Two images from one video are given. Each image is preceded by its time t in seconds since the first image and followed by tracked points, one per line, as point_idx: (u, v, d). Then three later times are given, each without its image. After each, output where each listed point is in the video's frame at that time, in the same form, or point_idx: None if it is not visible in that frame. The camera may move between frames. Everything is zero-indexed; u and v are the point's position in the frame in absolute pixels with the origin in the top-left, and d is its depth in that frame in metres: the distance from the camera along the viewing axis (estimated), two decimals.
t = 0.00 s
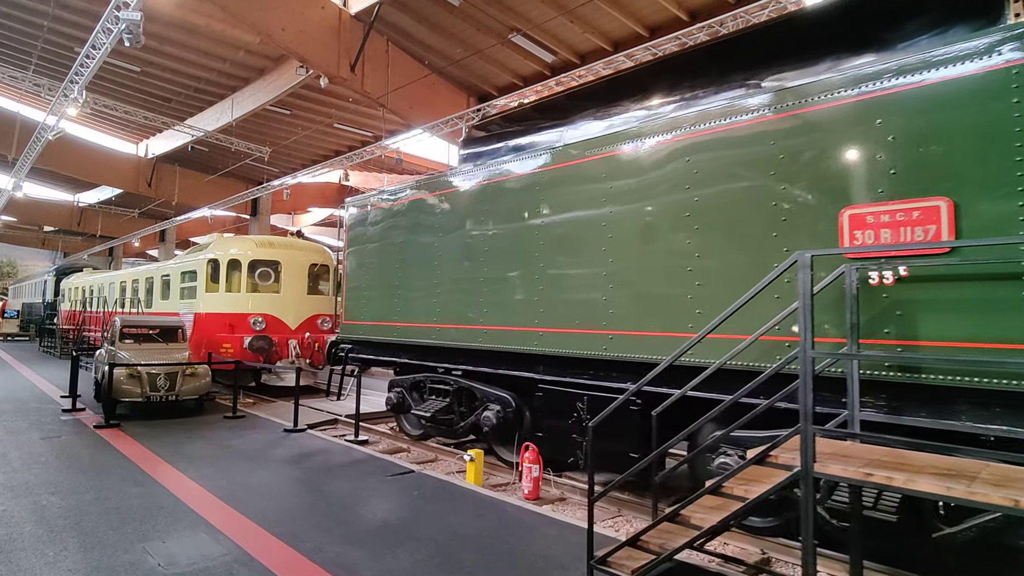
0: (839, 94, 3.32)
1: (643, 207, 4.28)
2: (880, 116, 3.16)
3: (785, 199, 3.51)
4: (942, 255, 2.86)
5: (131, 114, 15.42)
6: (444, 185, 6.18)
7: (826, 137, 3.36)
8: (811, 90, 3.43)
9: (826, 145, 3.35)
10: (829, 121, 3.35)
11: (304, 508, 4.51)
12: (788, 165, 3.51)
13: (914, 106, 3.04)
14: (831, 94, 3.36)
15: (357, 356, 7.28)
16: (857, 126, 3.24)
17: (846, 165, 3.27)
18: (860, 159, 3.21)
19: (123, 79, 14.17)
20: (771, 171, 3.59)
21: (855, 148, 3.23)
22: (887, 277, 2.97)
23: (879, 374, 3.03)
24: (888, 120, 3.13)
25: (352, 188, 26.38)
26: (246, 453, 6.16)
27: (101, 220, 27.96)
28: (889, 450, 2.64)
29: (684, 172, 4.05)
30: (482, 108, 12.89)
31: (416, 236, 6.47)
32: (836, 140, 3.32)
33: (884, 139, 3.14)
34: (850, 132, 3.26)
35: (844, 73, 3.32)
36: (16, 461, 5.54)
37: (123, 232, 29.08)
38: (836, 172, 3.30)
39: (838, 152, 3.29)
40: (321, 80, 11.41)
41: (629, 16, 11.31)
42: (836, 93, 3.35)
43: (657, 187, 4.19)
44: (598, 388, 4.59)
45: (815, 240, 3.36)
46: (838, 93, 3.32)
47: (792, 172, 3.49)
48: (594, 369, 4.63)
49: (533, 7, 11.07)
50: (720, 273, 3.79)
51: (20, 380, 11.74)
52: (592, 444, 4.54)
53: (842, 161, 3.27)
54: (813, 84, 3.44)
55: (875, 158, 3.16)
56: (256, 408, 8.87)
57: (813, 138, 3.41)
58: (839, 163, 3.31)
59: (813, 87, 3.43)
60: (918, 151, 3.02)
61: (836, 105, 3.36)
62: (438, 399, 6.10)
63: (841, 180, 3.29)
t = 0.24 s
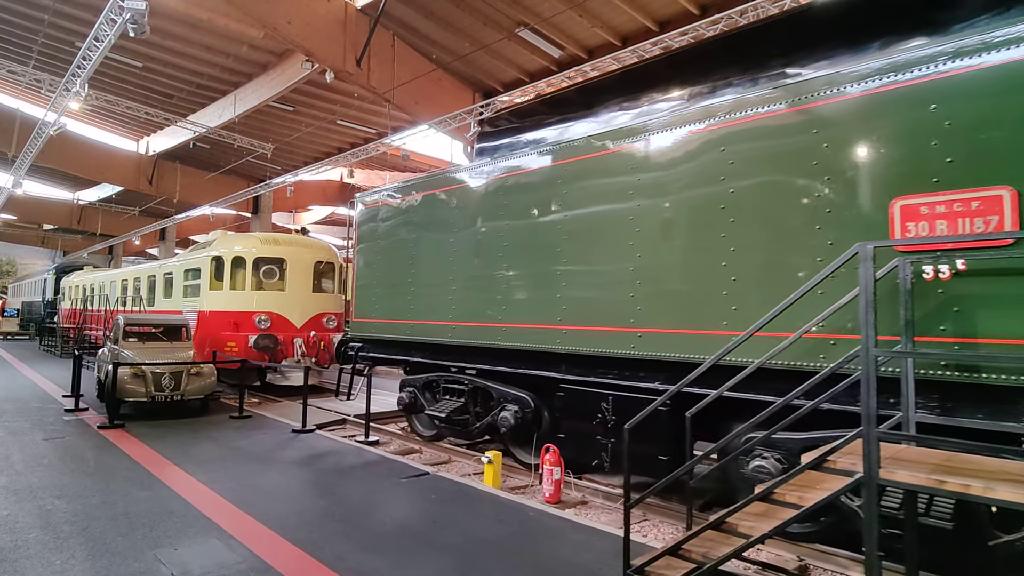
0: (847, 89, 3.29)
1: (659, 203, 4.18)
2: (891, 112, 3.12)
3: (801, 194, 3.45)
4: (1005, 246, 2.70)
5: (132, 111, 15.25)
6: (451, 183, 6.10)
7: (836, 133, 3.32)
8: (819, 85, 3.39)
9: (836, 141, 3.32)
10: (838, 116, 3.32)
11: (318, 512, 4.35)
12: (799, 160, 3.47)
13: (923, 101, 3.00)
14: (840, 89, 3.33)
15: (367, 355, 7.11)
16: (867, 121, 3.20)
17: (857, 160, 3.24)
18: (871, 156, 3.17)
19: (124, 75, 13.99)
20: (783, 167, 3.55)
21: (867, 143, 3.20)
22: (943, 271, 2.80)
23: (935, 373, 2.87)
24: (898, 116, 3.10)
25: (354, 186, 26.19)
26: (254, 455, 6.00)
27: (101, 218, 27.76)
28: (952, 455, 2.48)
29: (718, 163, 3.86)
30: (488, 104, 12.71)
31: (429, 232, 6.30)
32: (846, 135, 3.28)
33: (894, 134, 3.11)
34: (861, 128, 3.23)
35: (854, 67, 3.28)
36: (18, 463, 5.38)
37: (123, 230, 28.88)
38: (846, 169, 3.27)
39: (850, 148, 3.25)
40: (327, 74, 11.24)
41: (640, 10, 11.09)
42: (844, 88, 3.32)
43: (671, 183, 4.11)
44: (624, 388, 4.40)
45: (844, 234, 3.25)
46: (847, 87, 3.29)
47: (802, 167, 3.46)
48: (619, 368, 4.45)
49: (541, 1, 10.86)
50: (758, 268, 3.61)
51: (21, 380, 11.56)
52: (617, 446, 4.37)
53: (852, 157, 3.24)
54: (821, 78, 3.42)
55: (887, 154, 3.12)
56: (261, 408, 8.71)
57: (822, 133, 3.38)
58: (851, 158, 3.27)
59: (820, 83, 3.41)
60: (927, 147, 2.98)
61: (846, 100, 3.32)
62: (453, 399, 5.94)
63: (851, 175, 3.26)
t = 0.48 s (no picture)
0: (856, 88, 3.26)
1: (676, 201, 4.07)
2: (901, 110, 3.09)
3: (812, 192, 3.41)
4: None
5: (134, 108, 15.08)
6: (461, 179, 5.97)
7: (847, 132, 3.28)
8: (827, 84, 3.37)
9: (847, 139, 3.28)
10: (847, 115, 3.29)
11: (333, 520, 4.20)
12: (809, 157, 3.43)
13: (935, 99, 2.98)
14: (847, 87, 3.31)
15: (376, 357, 6.96)
16: (876, 119, 3.18)
17: (868, 158, 3.20)
18: (882, 154, 3.13)
19: (126, 71, 13.81)
20: (794, 164, 3.50)
21: (878, 141, 3.16)
22: (1000, 271, 2.68)
23: (993, 379, 2.73)
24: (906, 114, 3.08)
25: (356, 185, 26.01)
26: (263, 459, 5.85)
27: (101, 217, 27.58)
28: (1021, 467, 2.32)
29: (753, 157, 3.69)
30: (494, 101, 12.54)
31: (440, 230, 6.13)
32: (857, 133, 3.24)
33: (904, 132, 3.08)
34: (871, 126, 3.19)
35: (862, 66, 3.26)
36: (21, 468, 5.22)
37: (123, 229, 28.68)
38: (857, 168, 3.24)
39: (863, 145, 3.21)
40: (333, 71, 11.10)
41: (650, 6, 10.90)
42: (851, 86, 3.30)
43: (688, 180, 4.01)
44: (648, 392, 4.23)
45: (867, 230, 3.17)
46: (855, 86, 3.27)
47: (811, 166, 3.42)
48: (645, 373, 4.29)
49: None
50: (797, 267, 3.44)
51: (22, 380, 11.41)
52: (643, 451, 4.22)
53: (865, 155, 3.19)
54: (829, 78, 3.39)
55: (900, 152, 3.08)
56: (267, 410, 8.55)
57: (831, 132, 3.34)
58: (863, 156, 3.23)
59: (828, 82, 3.37)
60: (938, 145, 2.95)
61: (857, 97, 3.28)
62: (468, 401, 5.80)
63: (861, 173, 3.23)
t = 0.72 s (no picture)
0: (865, 84, 3.23)
1: (696, 197, 3.95)
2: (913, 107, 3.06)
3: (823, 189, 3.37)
4: None
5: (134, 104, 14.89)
6: (473, 175, 5.78)
7: (855, 129, 3.26)
8: (837, 79, 3.33)
9: (861, 135, 3.23)
10: (859, 111, 3.25)
11: (346, 528, 4.03)
12: (822, 154, 3.38)
13: (948, 95, 2.94)
14: (857, 84, 3.27)
15: (385, 357, 6.79)
16: (889, 115, 3.14)
17: (884, 154, 3.15)
18: (898, 150, 3.09)
19: (126, 67, 13.62)
20: (808, 160, 3.44)
21: (893, 137, 3.11)
22: None
23: None
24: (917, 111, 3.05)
25: (358, 182, 25.81)
26: (270, 462, 5.67)
27: (101, 215, 27.37)
28: None
29: (793, 149, 3.51)
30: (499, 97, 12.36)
31: (452, 226, 5.96)
32: (871, 130, 3.20)
33: (917, 128, 3.05)
34: (885, 122, 3.15)
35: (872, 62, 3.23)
36: (21, 472, 5.05)
37: (123, 227, 28.48)
38: (869, 166, 3.20)
39: (877, 141, 3.17)
40: (338, 65, 10.92)
41: None
42: (860, 83, 3.27)
43: (711, 175, 3.87)
44: (675, 394, 4.07)
45: (889, 224, 3.10)
46: (866, 82, 3.23)
47: (821, 163, 3.38)
48: (672, 375, 4.12)
49: None
50: (839, 263, 3.27)
51: (22, 380, 11.22)
52: (670, 456, 4.05)
53: (880, 150, 3.16)
54: (839, 72, 3.35)
55: (916, 148, 3.04)
56: (272, 411, 8.38)
57: (842, 128, 3.30)
58: (879, 152, 3.18)
59: (839, 76, 3.34)
60: (951, 141, 2.92)
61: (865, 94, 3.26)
62: (483, 403, 5.63)
63: (875, 169, 3.19)
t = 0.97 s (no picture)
0: (874, 78, 3.19)
1: (723, 189, 3.79)
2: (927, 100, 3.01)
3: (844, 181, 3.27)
4: None
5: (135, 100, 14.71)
6: (486, 170, 5.59)
7: (862, 125, 3.21)
8: (845, 74, 3.28)
9: (870, 131, 3.18)
10: (867, 106, 3.20)
11: (360, 536, 3.87)
12: (831, 150, 3.32)
13: (959, 90, 2.90)
14: (862, 79, 3.24)
15: (394, 356, 6.62)
16: (898, 110, 3.09)
17: (894, 149, 3.11)
18: (909, 146, 3.04)
19: (126, 62, 13.42)
20: (854, 151, 3.24)
21: (904, 132, 3.07)
22: None
23: None
24: (928, 106, 3.00)
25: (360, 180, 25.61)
26: (277, 465, 5.51)
27: (101, 213, 27.17)
28: None
29: (833, 139, 3.33)
30: (504, 94, 12.18)
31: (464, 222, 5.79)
32: (881, 125, 3.15)
33: (927, 123, 3.00)
34: (895, 117, 3.10)
35: (878, 56, 3.19)
36: (20, 476, 4.88)
37: (123, 226, 28.28)
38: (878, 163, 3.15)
39: (886, 136, 3.12)
40: (342, 60, 10.74)
41: None
42: (867, 77, 3.23)
43: (741, 167, 3.71)
44: (704, 396, 3.90)
45: (915, 219, 3.01)
46: (873, 76, 3.19)
47: (833, 160, 3.31)
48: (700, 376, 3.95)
49: None
50: (888, 259, 3.08)
51: (22, 379, 11.05)
52: (699, 460, 3.89)
53: (890, 145, 3.10)
54: (849, 65, 3.30)
55: (929, 143, 2.98)
56: (277, 411, 8.22)
57: (850, 124, 3.25)
58: (889, 148, 3.13)
59: (847, 70, 3.29)
60: (966, 134, 2.88)
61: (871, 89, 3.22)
62: (497, 403, 5.47)
63: (884, 164, 3.14)
